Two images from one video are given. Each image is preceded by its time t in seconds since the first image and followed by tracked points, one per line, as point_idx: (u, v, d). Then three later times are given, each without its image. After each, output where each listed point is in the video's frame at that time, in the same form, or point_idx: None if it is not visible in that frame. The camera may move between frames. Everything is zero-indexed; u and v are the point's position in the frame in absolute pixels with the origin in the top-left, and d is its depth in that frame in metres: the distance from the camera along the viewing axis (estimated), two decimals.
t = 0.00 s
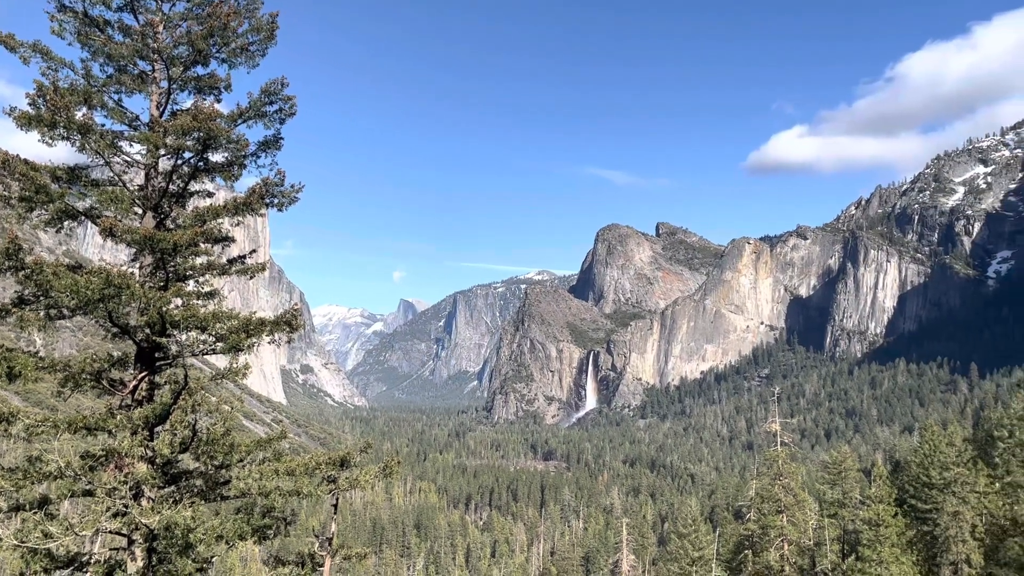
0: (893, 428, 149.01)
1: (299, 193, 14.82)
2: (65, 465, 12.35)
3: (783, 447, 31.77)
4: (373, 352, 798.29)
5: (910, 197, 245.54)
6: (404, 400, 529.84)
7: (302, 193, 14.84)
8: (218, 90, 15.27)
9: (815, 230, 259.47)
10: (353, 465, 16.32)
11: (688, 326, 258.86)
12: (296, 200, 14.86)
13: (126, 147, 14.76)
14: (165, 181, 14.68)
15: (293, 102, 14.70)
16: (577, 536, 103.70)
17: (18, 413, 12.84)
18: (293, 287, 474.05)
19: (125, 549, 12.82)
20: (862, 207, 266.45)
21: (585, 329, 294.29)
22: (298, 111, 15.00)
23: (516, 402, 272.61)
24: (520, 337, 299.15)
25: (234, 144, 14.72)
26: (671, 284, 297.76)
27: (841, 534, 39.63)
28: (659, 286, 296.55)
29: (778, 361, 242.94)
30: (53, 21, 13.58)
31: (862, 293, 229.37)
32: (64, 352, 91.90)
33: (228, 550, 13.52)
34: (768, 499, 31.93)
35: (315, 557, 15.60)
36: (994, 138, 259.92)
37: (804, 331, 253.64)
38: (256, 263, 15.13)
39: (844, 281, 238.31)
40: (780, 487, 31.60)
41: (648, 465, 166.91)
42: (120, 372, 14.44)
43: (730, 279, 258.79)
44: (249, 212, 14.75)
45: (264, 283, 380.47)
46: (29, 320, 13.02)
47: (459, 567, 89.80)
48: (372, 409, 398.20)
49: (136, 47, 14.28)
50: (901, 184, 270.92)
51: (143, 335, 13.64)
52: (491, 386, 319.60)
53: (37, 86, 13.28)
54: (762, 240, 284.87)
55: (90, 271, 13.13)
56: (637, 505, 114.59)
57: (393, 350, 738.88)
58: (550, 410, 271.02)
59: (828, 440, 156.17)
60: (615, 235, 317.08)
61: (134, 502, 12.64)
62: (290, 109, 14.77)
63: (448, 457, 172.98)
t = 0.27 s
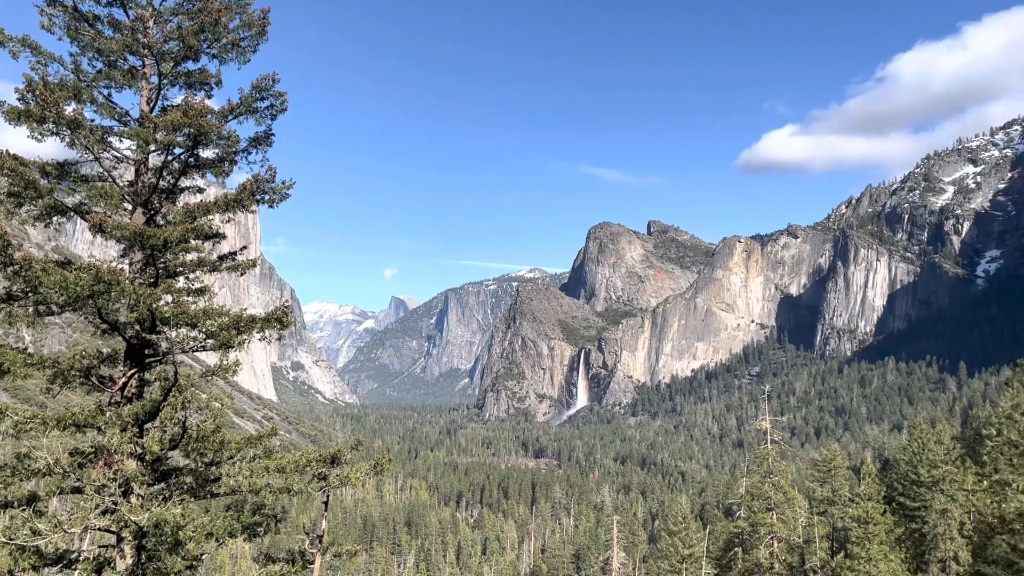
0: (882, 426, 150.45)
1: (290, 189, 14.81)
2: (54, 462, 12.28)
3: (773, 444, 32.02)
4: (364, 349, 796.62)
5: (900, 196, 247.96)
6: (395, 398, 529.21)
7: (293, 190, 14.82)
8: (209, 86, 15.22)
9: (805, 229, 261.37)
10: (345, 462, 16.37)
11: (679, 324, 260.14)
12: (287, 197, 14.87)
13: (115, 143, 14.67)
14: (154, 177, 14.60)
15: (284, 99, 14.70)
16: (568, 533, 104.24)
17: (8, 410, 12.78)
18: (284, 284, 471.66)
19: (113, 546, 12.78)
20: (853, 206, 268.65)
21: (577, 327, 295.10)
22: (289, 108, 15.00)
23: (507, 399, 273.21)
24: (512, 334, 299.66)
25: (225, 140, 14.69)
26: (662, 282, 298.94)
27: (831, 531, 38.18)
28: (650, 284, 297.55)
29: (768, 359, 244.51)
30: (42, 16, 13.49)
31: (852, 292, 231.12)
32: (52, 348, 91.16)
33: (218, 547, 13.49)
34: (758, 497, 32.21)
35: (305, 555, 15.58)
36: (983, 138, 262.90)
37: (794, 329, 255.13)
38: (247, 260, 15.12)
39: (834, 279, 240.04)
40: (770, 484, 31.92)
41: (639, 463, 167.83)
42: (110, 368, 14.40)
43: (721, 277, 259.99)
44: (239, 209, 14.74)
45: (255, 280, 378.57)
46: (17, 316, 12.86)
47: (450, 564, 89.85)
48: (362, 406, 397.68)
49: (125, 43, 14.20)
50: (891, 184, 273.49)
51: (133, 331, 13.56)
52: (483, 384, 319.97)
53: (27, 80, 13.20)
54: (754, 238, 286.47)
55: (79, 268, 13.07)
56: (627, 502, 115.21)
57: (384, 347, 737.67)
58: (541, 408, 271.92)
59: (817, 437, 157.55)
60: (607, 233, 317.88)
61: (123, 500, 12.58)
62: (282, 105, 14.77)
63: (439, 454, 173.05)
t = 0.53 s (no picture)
0: (871, 424, 151.79)
1: (281, 185, 14.79)
2: (43, 459, 12.25)
3: (764, 442, 32.38)
4: (355, 346, 794.62)
5: (891, 195, 250.04)
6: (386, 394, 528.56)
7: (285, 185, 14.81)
8: (200, 81, 15.16)
9: (797, 227, 262.97)
10: (336, 459, 16.42)
11: (671, 322, 261.16)
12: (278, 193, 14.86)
13: (105, 138, 14.58)
14: (145, 172, 14.55)
15: (276, 94, 14.66)
16: (559, 529, 104.72)
17: None
18: (275, 280, 469.19)
19: (103, 543, 12.76)
20: (844, 204, 270.56)
21: (569, 324, 295.68)
22: (281, 103, 14.96)
23: (499, 396, 273.77)
24: (503, 331, 299.95)
25: (216, 135, 14.62)
26: (654, 279, 299.83)
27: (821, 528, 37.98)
28: (642, 281, 298.33)
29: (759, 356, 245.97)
30: (31, 10, 13.39)
31: (843, 290, 232.75)
32: (41, 344, 90.51)
33: (209, 543, 13.52)
34: (749, 494, 32.51)
35: (296, 552, 15.57)
36: (973, 137, 265.37)
37: (785, 327, 256.85)
38: (238, 256, 15.10)
39: (825, 277, 241.69)
40: (760, 482, 32.17)
41: (630, 460, 168.55)
42: (100, 364, 14.36)
43: (713, 275, 261.07)
44: (230, 205, 14.70)
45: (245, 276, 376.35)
46: (5, 312, 12.76)
47: (441, 561, 89.95)
48: (353, 403, 396.63)
49: (115, 37, 14.09)
50: (882, 182, 275.63)
51: (123, 328, 13.52)
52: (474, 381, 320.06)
53: (15, 74, 13.09)
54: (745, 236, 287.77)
55: (69, 264, 12.99)
56: (618, 499, 115.71)
57: (376, 344, 736.03)
58: (533, 405, 272.63)
59: (807, 435, 158.83)
60: (599, 230, 318.28)
61: (113, 496, 12.58)
62: (273, 101, 14.76)
63: (430, 451, 173.01)
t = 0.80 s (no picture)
0: (861, 420, 153.15)
1: (273, 180, 14.76)
2: (32, 455, 12.18)
3: (754, 438, 32.86)
4: (347, 342, 792.72)
5: (881, 192, 252.13)
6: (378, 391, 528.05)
7: (276, 181, 14.79)
8: (191, 75, 15.08)
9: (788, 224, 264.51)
10: (328, 454, 16.38)
11: (662, 318, 262.10)
12: (271, 188, 14.84)
13: (95, 132, 14.47)
14: (135, 167, 14.46)
15: (268, 88, 14.62)
16: (550, 525, 105.20)
17: None
18: (266, 276, 467.11)
19: (94, 539, 12.82)
20: (835, 201, 272.33)
21: (561, 320, 296.32)
22: (272, 98, 14.92)
23: (491, 392, 274.30)
24: (495, 328, 300.31)
25: (207, 130, 14.52)
26: (646, 276, 300.71)
27: (810, 524, 38.77)
28: (633, 278, 299.13)
29: (750, 353, 247.44)
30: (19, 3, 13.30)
31: (834, 287, 234.23)
32: (30, 339, 90.00)
33: (199, 540, 13.50)
34: (739, 490, 32.83)
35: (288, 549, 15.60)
36: (964, 135, 267.79)
37: (776, 324, 258.45)
38: (230, 252, 15.04)
39: (816, 274, 243.26)
40: (751, 478, 32.47)
41: (621, 456, 169.31)
42: (89, 360, 14.28)
43: (704, 271, 262.04)
44: (222, 199, 14.64)
45: (236, 272, 374.26)
46: None
47: (432, 557, 90.05)
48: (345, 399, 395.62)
49: (106, 30, 14.02)
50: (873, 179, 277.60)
51: (112, 323, 13.45)
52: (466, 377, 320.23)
53: (3, 68, 12.96)
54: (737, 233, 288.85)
55: (58, 259, 12.92)
56: (610, 495, 116.28)
57: (367, 340, 734.51)
58: (524, 401, 273.34)
59: (798, 431, 160.13)
60: (591, 227, 318.76)
61: (102, 492, 12.57)
62: (265, 95, 14.71)
63: (422, 447, 173.14)
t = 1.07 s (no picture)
0: (852, 415, 154.49)
1: (265, 175, 14.75)
2: (22, 450, 12.04)
3: (746, 433, 32.94)
4: (339, 338, 790.77)
5: (873, 188, 254.00)
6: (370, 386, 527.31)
7: (269, 176, 14.77)
8: (182, 70, 15.00)
9: (780, 220, 265.99)
10: (320, 450, 16.50)
11: (655, 314, 263.02)
12: (262, 183, 14.83)
13: (85, 126, 14.40)
14: (127, 162, 14.40)
15: (260, 83, 14.59)
16: (542, 521, 105.66)
17: None
18: (258, 271, 465.04)
19: (84, 534, 12.78)
20: (827, 198, 274.09)
21: (553, 316, 296.84)
22: (264, 93, 14.89)
23: (483, 388, 274.78)
24: (488, 323, 300.68)
25: (198, 125, 14.49)
26: (638, 272, 301.51)
27: (802, 519, 39.02)
28: (626, 274, 299.86)
29: (742, 348, 248.82)
30: None
31: (825, 283, 236.00)
32: (20, 333, 89.55)
33: (191, 536, 13.50)
34: (731, 485, 33.00)
35: (280, 544, 15.58)
36: (954, 132, 270.10)
37: (768, 320, 260.07)
38: (221, 247, 15.00)
39: (807, 271, 244.82)
40: (742, 473, 32.70)
41: (613, 451, 170.13)
42: (80, 354, 14.20)
43: (696, 267, 263.01)
44: (214, 194, 14.60)
45: (228, 267, 372.16)
46: None
47: (424, 553, 90.21)
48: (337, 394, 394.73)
49: (96, 23, 13.90)
50: (864, 176, 279.54)
51: (103, 318, 13.43)
52: (458, 373, 320.40)
53: None
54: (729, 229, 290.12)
55: (49, 253, 12.83)
56: (602, 490, 116.87)
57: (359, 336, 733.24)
58: (517, 397, 273.98)
59: (789, 426, 161.43)
60: (584, 223, 319.33)
61: (93, 487, 12.53)
62: (257, 90, 14.68)
63: (414, 443, 173.23)
